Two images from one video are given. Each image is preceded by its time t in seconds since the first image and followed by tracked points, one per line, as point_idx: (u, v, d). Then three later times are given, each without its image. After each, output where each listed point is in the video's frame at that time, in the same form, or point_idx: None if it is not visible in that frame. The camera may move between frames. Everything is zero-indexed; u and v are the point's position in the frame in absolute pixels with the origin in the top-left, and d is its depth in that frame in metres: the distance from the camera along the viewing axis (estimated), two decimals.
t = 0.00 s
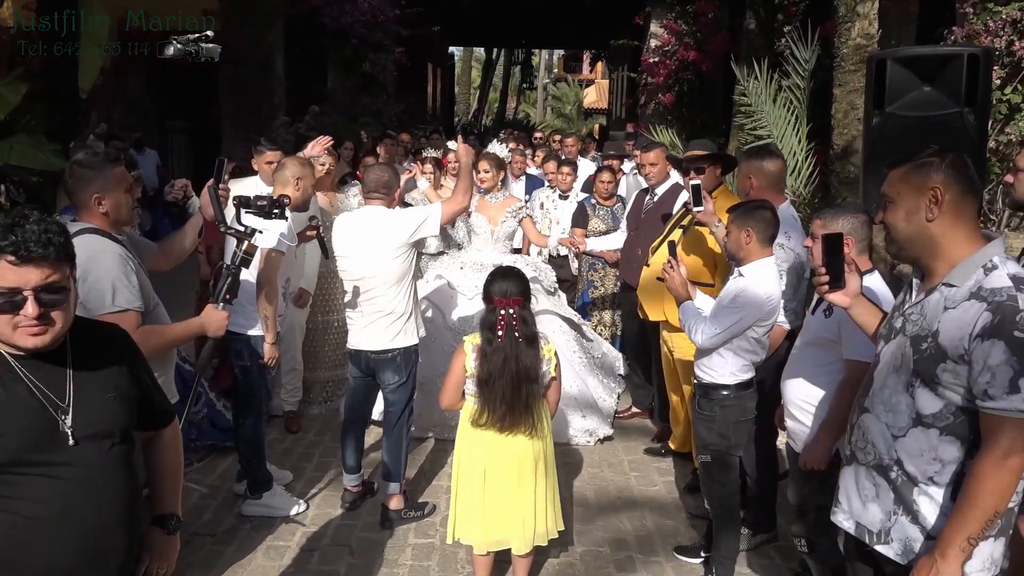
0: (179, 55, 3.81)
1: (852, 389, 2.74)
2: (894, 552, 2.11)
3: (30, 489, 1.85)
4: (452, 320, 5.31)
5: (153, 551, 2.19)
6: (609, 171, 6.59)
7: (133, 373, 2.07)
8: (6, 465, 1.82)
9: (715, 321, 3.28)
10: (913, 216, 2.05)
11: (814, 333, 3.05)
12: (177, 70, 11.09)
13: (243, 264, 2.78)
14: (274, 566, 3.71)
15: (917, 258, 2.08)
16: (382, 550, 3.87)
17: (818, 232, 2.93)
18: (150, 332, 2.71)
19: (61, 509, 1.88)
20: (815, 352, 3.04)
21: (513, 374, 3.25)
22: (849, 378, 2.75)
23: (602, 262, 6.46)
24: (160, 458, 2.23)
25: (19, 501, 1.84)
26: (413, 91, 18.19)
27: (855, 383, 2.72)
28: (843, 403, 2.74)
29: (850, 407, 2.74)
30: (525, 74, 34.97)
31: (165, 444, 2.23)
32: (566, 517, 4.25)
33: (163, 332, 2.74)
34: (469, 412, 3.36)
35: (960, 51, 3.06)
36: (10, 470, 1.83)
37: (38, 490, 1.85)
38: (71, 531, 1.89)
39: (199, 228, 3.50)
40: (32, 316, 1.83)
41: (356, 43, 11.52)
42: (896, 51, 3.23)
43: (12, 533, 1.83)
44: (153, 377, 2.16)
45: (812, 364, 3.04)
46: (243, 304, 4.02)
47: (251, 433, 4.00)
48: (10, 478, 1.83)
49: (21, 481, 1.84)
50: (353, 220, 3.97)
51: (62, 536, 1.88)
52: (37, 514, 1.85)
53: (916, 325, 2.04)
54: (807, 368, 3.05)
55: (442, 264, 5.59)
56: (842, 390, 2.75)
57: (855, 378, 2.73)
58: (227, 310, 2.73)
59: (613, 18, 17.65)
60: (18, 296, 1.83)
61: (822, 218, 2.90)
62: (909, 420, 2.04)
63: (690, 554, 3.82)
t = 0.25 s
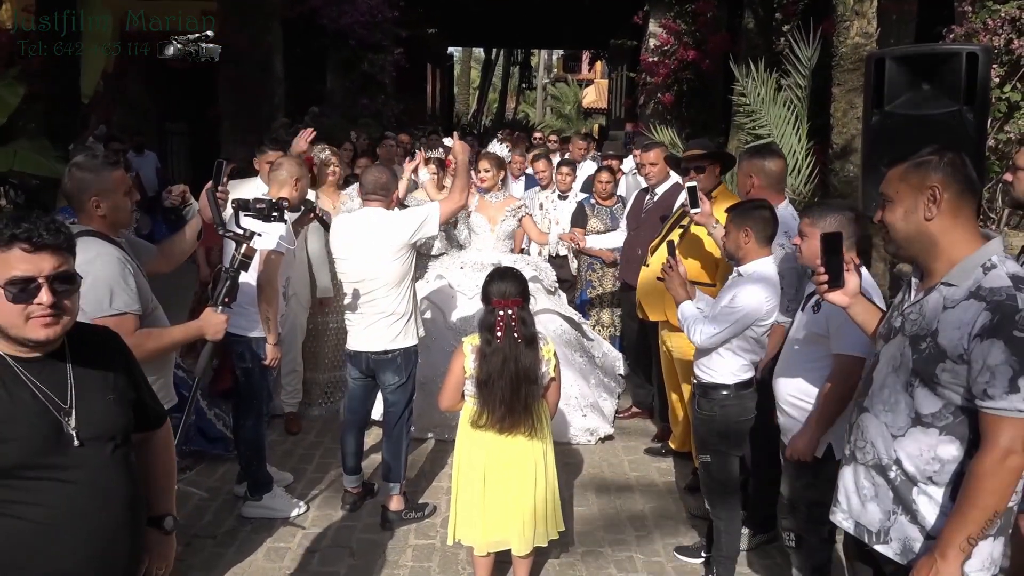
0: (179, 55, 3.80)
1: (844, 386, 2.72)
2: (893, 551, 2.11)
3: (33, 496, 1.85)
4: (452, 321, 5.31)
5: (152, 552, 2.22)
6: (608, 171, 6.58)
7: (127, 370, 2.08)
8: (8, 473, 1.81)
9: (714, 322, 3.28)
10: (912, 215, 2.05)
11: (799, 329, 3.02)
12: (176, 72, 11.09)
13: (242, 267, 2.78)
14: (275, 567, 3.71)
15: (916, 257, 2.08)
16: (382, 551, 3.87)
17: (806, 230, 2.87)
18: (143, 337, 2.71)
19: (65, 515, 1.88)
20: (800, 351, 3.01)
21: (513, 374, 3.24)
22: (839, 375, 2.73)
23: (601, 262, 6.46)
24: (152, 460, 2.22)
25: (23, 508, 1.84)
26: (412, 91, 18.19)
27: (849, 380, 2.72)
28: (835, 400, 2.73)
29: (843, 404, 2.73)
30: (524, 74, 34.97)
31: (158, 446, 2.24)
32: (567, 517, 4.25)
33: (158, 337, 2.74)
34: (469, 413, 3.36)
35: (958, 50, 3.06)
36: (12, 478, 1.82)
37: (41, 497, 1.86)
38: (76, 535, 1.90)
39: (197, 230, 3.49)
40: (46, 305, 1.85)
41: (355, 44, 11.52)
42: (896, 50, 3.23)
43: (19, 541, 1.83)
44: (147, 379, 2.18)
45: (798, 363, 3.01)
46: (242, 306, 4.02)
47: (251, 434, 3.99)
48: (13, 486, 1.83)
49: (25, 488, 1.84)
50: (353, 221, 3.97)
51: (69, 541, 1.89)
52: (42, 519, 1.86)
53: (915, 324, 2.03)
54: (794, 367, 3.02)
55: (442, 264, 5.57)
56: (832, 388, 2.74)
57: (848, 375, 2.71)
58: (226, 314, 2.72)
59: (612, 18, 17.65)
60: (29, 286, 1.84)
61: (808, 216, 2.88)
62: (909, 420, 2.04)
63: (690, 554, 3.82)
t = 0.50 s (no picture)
0: (179, 55, 3.80)
1: (831, 387, 2.71)
2: (896, 551, 2.10)
3: (41, 500, 1.92)
4: (453, 322, 5.31)
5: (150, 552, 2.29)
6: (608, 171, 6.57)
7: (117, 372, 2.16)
8: (15, 479, 1.88)
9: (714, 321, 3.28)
10: (913, 214, 2.04)
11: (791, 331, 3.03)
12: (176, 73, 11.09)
13: (241, 269, 2.78)
14: (275, 569, 3.71)
15: (917, 256, 2.07)
16: (384, 552, 3.86)
17: (799, 231, 2.85)
18: (141, 340, 2.69)
19: (71, 517, 1.95)
20: (792, 350, 3.01)
21: (513, 375, 3.24)
22: (828, 375, 2.72)
23: (602, 262, 6.45)
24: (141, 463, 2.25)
25: (32, 512, 1.91)
26: (412, 92, 18.18)
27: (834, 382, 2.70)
28: (823, 401, 2.72)
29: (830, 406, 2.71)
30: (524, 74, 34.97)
31: (151, 449, 2.30)
32: (567, 518, 4.24)
33: (155, 340, 2.72)
34: (469, 414, 3.35)
35: (959, 48, 3.04)
36: (19, 484, 1.89)
37: (48, 501, 1.93)
38: (83, 536, 1.98)
39: (198, 233, 3.48)
40: (53, 303, 1.91)
41: (354, 45, 11.53)
42: (896, 48, 3.22)
43: (29, 543, 1.91)
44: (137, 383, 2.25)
45: (791, 362, 3.01)
46: (242, 307, 4.01)
47: (252, 436, 3.99)
48: (20, 492, 1.89)
49: (32, 493, 1.91)
50: (353, 222, 3.95)
51: (77, 542, 1.97)
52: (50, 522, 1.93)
53: (917, 324, 2.03)
54: (787, 367, 3.02)
55: (442, 264, 5.61)
56: (819, 389, 2.72)
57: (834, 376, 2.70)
58: (226, 316, 2.71)
59: (612, 18, 17.66)
60: (36, 285, 1.91)
61: (802, 216, 2.84)
62: (911, 419, 2.03)
63: (692, 554, 3.81)
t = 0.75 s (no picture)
0: (179, 55, 3.79)
1: (822, 384, 2.69)
2: (898, 550, 2.09)
3: (53, 506, 1.94)
4: (452, 322, 5.30)
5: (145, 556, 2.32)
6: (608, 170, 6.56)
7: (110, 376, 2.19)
8: (28, 486, 1.90)
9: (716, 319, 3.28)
10: (904, 214, 2.04)
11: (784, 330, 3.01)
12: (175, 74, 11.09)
13: (240, 270, 2.78)
14: (276, 569, 3.71)
15: (916, 254, 2.07)
16: (384, 553, 3.86)
17: (792, 229, 2.81)
18: (137, 342, 2.67)
19: (82, 522, 1.98)
20: (786, 348, 3.00)
21: (512, 375, 3.23)
22: (818, 373, 2.70)
23: (603, 261, 6.44)
24: (134, 468, 2.28)
25: (44, 520, 1.93)
26: (412, 92, 18.17)
27: (819, 382, 2.69)
28: (806, 400, 2.70)
29: (815, 406, 2.69)
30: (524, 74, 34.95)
31: (137, 454, 2.34)
32: (568, 518, 4.24)
33: (152, 343, 2.69)
34: (469, 414, 3.35)
35: (958, 45, 3.04)
36: (31, 491, 1.91)
37: (60, 507, 1.95)
38: (93, 540, 2.01)
39: (197, 235, 3.47)
40: (62, 305, 1.94)
41: (353, 46, 11.54)
42: (895, 45, 3.22)
43: (42, 550, 1.93)
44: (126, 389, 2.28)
45: (784, 360, 3.00)
46: (240, 308, 4.01)
47: (252, 436, 3.99)
48: (32, 499, 1.91)
49: (44, 499, 1.93)
50: (350, 221, 3.96)
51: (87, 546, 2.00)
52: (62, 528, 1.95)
53: (917, 322, 2.02)
54: (781, 365, 3.02)
55: (440, 265, 5.61)
56: (804, 389, 2.70)
57: (820, 376, 2.69)
58: (225, 316, 2.73)
59: (611, 17, 17.65)
60: (43, 288, 1.92)
61: (796, 215, 2.80)
62: (912, 418, 2.02)
63: (694, 553, 3.81)
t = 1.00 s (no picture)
0: (179, 55, 3.79)
1: (813, 384, 2.69)
2: (897, 549, 2.09)
3: (67, 504, 1.97)
4: (450, 322, 5.29)
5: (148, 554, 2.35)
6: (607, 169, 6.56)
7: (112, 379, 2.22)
8: (42, 484, 1.92)
9: (716, 318, 3.27)
10: (899, 213, 2.05)
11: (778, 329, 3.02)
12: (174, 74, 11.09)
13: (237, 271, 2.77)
14: (275, 569, 3.70)
15: (912, 252, 2.07)
16: (383, 553, 3.86)
17: (789, 228, 2.80)
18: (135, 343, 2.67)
19: (95, 520, 2.00)
20: (780, 349, 2.98)
21: (511, 374, 3.23)
22: (809, 373, 2.70)
23: (603, 260, 6.44)
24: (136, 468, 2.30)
25: (58, 518, 1.95)
26: (411, 92, 18.17)
27: (811, 383, 2.69)
28: (798, 402, 2.70)
29: (807, 406, 2.69)
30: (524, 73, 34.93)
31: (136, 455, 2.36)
32: (567, 517, 4.24)
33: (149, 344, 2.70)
34: (468, 414, 3.35)
35: (956, 43, 3.04)
36: (45, 489, 1.93)
37: (73, 505, 1.97)
38: (106, 538, 2.03)
39: (195, 235, 3.48)
40: (91, 301, 2.01)
41: (352, 46, 11.54)
42: (893, 44, 3.22)
43: (56, 549, 1.95)
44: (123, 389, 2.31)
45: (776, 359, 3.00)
46: (238, 308, 4.01)
47: (250, 436, 3.99)
48: (46, 497, 1.94)
49: (58, 496, 1.95)
50: (346, 222, 3.94)
51: (100, 544, 2.02)
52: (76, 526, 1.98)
53: (914, 321, 2.02)
54: (773, 364, 3.01)
55: (438, 265, 5.59)
56: (797, 388, 2.71)
57: (812, 377, 2.69)
58: (222, 317, 2.75)
59: (611, 17, 17.65)
60: (68, 285, 1.97)
61: (792, 214, 2.79)
62: (909, 417, 2.02)
63: (693, 552, 3.80)
